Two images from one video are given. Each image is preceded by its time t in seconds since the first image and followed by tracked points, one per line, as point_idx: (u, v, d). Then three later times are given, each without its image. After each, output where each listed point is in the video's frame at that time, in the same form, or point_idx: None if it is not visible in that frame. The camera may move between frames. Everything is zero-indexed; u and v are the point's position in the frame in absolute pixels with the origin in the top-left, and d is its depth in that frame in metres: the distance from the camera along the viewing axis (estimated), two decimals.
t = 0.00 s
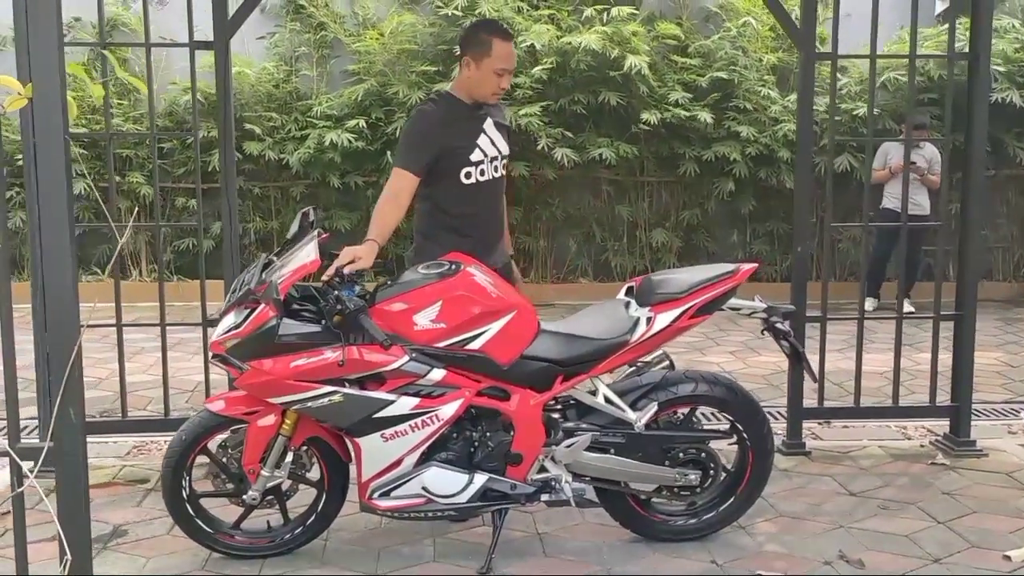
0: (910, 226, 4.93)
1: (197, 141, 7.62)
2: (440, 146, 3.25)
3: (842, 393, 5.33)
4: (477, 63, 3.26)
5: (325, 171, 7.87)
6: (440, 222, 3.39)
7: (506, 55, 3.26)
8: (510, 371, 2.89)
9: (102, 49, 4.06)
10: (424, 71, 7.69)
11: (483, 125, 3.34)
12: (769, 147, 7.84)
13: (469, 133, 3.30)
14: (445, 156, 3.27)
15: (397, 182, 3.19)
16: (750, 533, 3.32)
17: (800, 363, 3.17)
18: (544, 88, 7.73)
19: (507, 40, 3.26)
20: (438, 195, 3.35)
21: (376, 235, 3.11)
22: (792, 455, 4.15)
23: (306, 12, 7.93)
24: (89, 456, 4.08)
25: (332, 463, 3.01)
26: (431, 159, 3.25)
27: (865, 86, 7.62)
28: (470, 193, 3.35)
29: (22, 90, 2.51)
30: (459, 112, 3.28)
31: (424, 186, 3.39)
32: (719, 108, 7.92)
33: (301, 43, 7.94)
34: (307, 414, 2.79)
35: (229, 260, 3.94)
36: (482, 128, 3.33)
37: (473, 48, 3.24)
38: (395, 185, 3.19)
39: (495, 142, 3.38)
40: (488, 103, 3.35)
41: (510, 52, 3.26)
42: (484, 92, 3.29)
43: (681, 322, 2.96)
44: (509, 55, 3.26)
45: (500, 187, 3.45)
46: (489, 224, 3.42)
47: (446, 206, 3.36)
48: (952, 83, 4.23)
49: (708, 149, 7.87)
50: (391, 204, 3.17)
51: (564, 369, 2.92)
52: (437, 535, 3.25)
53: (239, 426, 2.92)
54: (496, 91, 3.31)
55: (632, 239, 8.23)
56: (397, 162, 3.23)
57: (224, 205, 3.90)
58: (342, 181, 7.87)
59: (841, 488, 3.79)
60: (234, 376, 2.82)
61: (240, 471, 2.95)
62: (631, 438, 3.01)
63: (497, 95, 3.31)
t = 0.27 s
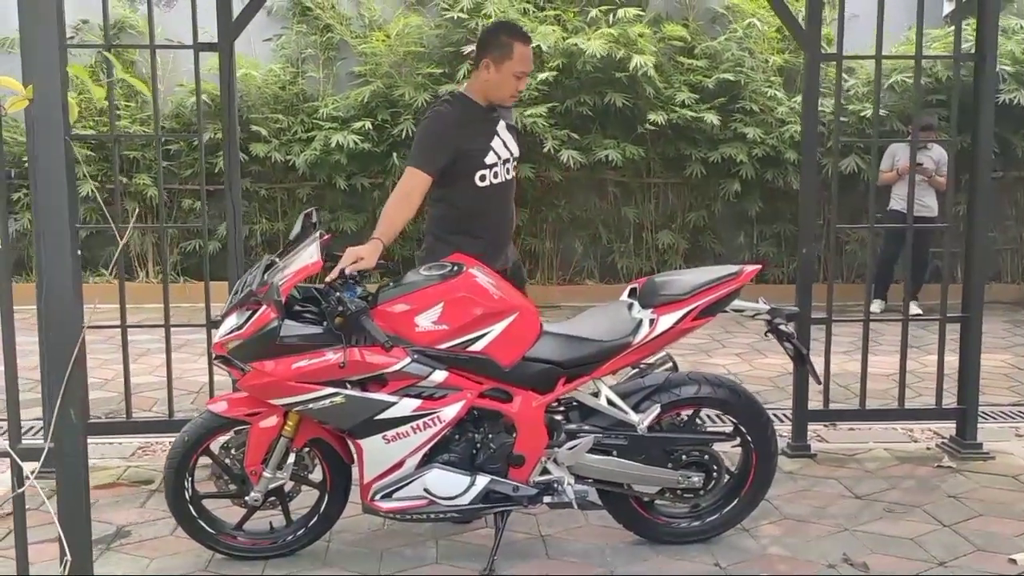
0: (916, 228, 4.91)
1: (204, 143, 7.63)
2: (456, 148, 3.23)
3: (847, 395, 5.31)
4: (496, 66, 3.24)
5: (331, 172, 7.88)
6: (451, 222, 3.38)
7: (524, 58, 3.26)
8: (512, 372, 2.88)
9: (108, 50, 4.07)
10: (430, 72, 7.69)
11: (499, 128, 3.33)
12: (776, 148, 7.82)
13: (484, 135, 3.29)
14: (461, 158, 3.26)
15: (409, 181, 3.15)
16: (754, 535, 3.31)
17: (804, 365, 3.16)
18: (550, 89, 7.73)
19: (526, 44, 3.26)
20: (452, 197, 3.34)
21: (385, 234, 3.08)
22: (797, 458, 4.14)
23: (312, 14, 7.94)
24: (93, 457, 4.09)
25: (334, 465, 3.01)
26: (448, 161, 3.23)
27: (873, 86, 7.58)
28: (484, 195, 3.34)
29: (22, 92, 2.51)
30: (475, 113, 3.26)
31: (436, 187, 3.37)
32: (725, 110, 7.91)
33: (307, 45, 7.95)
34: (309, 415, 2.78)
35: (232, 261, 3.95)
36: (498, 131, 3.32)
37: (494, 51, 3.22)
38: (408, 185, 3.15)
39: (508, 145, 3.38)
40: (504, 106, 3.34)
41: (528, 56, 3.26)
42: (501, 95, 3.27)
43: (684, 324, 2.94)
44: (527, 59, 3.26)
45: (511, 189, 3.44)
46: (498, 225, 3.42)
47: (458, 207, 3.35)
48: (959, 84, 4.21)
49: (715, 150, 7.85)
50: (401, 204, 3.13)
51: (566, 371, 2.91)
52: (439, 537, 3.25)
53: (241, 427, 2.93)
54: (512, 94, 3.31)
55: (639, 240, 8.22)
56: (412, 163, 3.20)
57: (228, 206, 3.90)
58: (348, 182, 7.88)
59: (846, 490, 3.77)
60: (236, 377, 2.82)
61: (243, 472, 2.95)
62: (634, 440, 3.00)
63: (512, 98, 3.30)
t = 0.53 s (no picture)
0: (923, 229, 4.89)
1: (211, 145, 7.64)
2: (481, 152, 3.20)
3: (854, 398, 5.28)
4: (521, 70, 3.22)
5: (338, 174, 7.89)
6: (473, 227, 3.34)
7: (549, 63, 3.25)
8: (515, 374, 2.87)
9: (113, 52, 4.08)
10: (437, 74, 7.69)
11: (523, 132, 3.29)
12: (784, 149, 7.81)
13: (508, 138, 3.25)
14: (485, 162, 3.22)
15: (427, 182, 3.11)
16: (758, 538, 3.30)
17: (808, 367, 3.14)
18: (557, 91, 7.73)
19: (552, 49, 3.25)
20: (476, 201, 3.29)
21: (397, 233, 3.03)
22: (803, 460, 4.11)
23: (319, 16, 7.95)
24: (99, 458, 4.10)
25: (337, 467, 3.01)
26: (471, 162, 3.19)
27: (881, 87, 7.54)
28: (507, 199, 3.29)
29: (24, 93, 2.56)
30: (500, 117, 3.23)
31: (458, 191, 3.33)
32: (733, 111, 7.89)
33: (315, 47, 7.96)
34: (311, 417, 2.79)
35: (237, 263, 3.95)
36: (523, 135, 3.28)
37: (519, 55, 3.21)
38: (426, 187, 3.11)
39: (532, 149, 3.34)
40: (528, 111, 3.31)
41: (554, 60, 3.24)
42: (526, 99, 3.25)
43: (687, 326, 2.93)
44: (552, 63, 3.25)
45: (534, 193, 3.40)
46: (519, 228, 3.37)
47: (480, 212, 3.31)
48: (966, 85, 4.18)
49: (722, 152, 7.84)
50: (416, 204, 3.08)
51: (569, 373, 2.91)
52: (443, 539, 3.24)
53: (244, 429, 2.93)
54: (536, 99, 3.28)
55: (646, 242, 8.20)
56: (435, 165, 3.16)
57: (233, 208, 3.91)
58: (355, 184, 7.89)
59: (852, 493, 3.75)
60: (239, 379, 2.83)
61: (245, 474, 2.96)
62: (637, 443, 2.99)
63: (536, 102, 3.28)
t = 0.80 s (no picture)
0: (932, 231, 4.86)
1: (219, 147, 7.66)
2: (522, 149, 3.19)
3: (862, 401, 5.25)
4: (560, 69, 3.24)
5: (347, 176, 7.91)
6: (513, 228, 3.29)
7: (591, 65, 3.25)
8: (516, 377, 2.87)
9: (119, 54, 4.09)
10: (445, 76, 7.69)
11: (565, 133, 3.28)
12: (793, 151, 7.79)
13: (548, 137, 3.24)
14: (526, 160, 3.21)
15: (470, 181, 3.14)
16: (763, 542, 3.28)
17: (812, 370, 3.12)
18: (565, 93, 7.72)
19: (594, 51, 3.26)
20: (516, 201, 3.26)
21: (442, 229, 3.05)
22: (809, 463, 4.09)
23: (328, 18, 7.96)
24: (104, 458, 4.11)
25: (339, 469, 3.00)
26: (510, 160, 3.18)
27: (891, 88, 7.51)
28: (547, 199, 3.26)
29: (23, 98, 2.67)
30: (539, 116, 3.23)
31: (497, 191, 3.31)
32: (742, 113, 7.87)
33: (323, 49, 7.98)
34: (312, 419, 2.78)
35: (242, 264, 3.95)
36: (563, 135, 3.27)
37: (558, 56, 3.23)
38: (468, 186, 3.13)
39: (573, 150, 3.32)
40: (569, 113, 3.31)
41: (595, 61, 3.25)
42: (565, 99, 3.25)
43: (689, 329, 2.92)
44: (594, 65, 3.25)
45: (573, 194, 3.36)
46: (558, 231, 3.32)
47: (520, 212, 3.27)
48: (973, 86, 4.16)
49: (731, 153, 7.82)
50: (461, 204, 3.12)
51: (571, 374, 2.90)
52: (446, 541, 3.23)
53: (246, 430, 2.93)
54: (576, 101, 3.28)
55: (654, 243, 8.19)
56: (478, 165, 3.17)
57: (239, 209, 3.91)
58: (363, 186, 7.90)
59: (858, 497, 3.73)
60: (241, 381, 2.83)
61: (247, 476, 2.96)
62: (640, 445, 2.97)
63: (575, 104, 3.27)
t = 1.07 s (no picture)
0: (940, 233, 4.82)
1: (227, 149, 7.67)
2: (562, 151, 3.21)
3: (871, 404, 5.21)
4: (595, 71, 3.23)
5: (354, 177, 7.92)
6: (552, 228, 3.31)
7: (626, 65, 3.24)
8: (518, 379, 2.85)
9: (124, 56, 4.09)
10: (453, 77, 7.68)
11: (602, 132, 3.30)
12: (803, 152, 7.76)
13: (588, 138, 3.25)
14: (566, 161, 3.23)
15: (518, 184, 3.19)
16: (768, 546, 3.25)
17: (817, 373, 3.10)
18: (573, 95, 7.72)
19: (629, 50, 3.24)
20: (558, 202, 3.28)
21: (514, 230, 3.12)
22: (816, 467, 4.05)
23: (336, 19, 7.96)
24: (108, 460, 4.11)
25: (340, 471, 2.99)
26: (552, 162, 3.20)
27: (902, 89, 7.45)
28: (588, 198, 3.28)
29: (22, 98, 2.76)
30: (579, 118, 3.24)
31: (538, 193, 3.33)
32: (751, 114, 7.83)
33: (331, 50, 7.98)
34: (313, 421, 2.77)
35: (246, 266, 3.95)
36: (600, 135, 3.29)
37: (592, 58, 3.22)
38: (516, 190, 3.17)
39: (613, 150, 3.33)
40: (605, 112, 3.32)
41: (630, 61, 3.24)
42: (601, 100, 3.25)
43: (692, 332, 2.90)
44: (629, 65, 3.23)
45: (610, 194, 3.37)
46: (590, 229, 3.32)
47: (561, 212, 3.29)
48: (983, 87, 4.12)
49: (740, 154, 7.79)
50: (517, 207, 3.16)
51: (573, 377, 2.87)
52: (448, 545, 3.21)
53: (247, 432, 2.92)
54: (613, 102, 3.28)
55: (663, 245, 8.15)
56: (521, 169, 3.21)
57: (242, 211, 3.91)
58: (371, 187, 7.91)
59: (865, 501, 3.69)
60: (242, 383, 2.82)
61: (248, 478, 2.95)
62: (642, 448, 2.95)
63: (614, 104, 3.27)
